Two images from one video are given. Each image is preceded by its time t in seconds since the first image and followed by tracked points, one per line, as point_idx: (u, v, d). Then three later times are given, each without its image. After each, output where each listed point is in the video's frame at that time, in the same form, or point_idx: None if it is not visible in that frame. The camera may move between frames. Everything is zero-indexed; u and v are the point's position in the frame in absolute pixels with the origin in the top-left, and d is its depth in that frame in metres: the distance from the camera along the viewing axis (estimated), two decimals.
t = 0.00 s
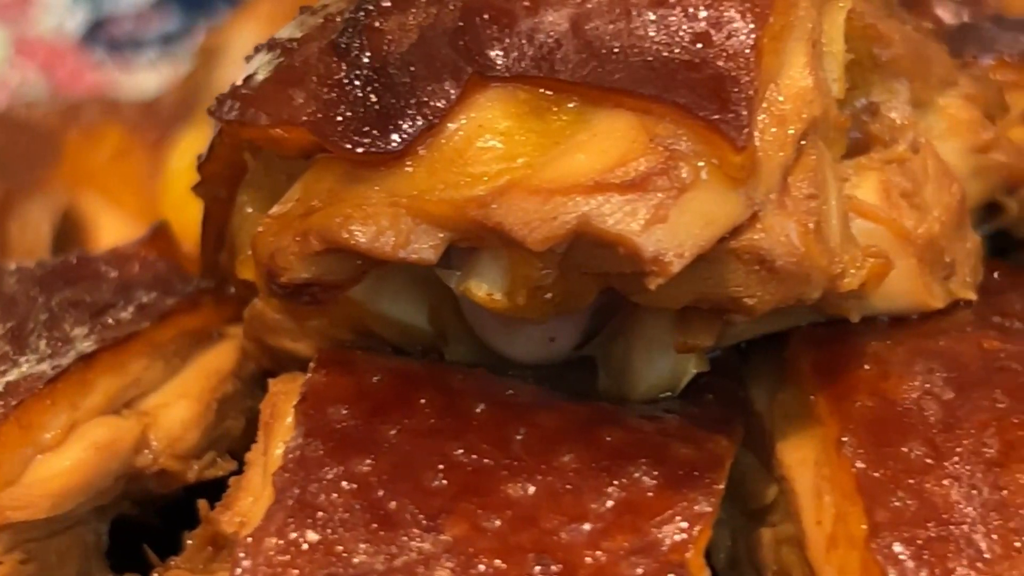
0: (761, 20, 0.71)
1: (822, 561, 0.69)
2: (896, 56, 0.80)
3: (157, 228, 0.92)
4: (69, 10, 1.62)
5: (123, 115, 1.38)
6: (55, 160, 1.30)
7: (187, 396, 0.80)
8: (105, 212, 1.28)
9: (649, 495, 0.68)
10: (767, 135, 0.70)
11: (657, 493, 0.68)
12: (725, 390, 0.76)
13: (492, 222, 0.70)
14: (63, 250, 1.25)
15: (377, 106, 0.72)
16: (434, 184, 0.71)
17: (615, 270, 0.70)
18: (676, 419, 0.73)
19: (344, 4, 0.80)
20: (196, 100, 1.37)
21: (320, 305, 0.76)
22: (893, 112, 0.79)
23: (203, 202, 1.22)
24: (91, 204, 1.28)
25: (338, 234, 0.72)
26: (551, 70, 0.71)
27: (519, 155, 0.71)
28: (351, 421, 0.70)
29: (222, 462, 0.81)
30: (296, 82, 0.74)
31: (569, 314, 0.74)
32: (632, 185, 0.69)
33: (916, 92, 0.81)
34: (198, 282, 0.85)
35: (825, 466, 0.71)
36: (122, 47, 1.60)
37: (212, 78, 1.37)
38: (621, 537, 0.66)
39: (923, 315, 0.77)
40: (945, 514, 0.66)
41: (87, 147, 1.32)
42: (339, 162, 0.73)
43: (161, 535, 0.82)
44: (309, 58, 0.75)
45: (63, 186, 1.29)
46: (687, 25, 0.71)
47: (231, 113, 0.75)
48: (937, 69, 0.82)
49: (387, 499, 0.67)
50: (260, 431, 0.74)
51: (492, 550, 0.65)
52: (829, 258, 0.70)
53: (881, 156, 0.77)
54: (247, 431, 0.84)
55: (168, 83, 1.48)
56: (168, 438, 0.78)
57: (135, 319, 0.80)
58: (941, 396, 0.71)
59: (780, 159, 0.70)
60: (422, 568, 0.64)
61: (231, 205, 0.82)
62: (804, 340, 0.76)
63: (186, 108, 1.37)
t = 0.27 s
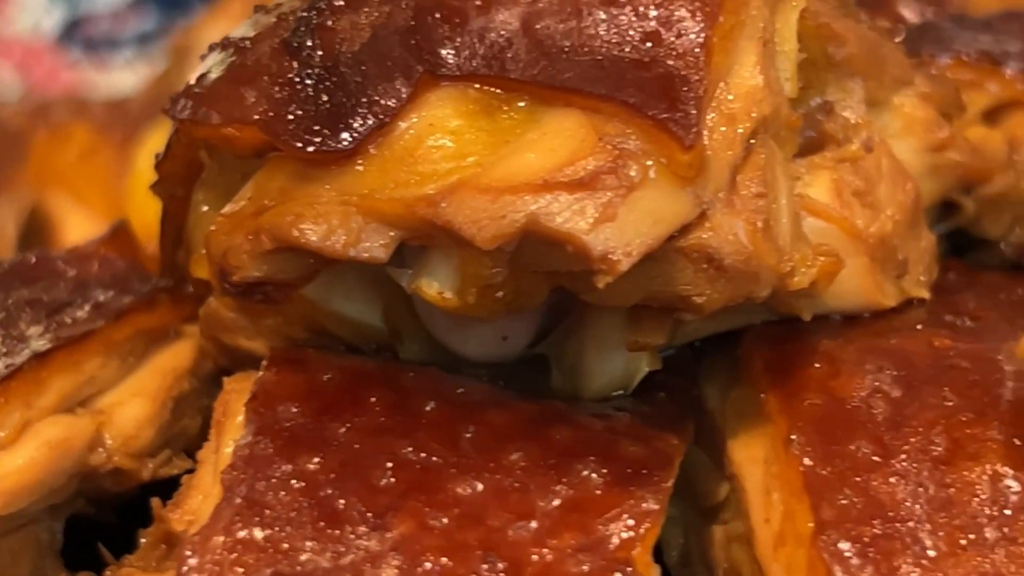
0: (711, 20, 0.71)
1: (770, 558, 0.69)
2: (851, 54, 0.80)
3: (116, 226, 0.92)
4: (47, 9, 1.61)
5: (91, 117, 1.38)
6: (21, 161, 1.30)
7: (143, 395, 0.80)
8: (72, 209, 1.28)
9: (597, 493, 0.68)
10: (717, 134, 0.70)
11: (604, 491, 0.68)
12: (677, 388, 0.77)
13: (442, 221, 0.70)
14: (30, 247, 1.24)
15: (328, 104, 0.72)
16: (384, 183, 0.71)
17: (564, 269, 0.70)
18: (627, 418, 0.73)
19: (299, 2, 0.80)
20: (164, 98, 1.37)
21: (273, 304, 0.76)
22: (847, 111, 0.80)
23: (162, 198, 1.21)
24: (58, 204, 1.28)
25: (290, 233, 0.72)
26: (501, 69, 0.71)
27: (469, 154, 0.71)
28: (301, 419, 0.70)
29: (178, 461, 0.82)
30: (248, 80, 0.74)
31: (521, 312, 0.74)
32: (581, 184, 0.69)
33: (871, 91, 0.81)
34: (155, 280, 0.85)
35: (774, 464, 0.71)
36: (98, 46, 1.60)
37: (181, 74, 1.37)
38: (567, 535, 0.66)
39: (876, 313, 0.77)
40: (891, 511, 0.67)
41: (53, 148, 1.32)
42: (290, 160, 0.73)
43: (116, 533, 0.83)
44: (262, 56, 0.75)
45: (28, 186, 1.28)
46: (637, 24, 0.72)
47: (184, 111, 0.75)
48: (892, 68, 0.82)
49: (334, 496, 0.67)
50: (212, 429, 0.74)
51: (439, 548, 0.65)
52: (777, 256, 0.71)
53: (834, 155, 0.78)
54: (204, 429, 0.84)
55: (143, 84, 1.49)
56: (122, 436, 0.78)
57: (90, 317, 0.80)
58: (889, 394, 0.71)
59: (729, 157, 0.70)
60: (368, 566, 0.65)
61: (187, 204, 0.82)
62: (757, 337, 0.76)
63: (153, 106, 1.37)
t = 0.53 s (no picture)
0: (660, 19, 0.72)
1: (717, 556, 0.69)
2: (805, 54, 0.80)
3: (76, 225, 0.92)
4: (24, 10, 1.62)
5: (59, 117, 1.39)
6: None
7: (97, 394, 0.81)
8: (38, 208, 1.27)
9: (543, 491, 0.68)
10: (665, 133, 0.70)
11: (551, 488, 0.68)
12: (628, 386, 0.77)
13: (391, 220, 0.70)
14: None
15: (278, 103, 0.72)
16: (333, 181, 0.71)
17: (512, 267, 0.71)
18: (576, 416, 0.73)
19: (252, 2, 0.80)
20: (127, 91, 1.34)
21: (225, 302, 0.76)
22: (800, 110, 0.80)
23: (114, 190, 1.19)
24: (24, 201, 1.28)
25: (240, 232, 0.72)
26: (450, 68, 0.71)
27: (419, 153, 0.71)
28: (249, 417, 0.70)
29: (132, 460, 0.82)
30: (199, 79, 0.74)
31: (471, 311, 0.74)
32: (528, 182, 0.69)
33: (825, 90, 0.81)
34: (112, 280, 0.85)
35: (722, 462, 0.71)
36: (74, 46, 1.60)
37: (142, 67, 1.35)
38: (513, 533, 0.66)
39: (827, 311, 0.77)
40: (835, 509, 0.67)
41: (23, 148, 1.34)
42: (240, 159, 0.73)
43: (69, 532, 0.83)
44: (213, 56, 0.75)
45: None
46: (586, 23, 0.72)
47: (136, 110, 0.75)
48: (846, 67, 0.82)
49: (280, 494, 0.67)
50: (163, 427, 0.74)
51: (384, 546, 0.65)
52: (725, 254, 0.71)
53: (786, 154, 0.78)
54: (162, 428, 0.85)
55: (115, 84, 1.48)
56: (75, 435, 0.79)
57: (44, 316, 0.81)
58: (836, 393, 0.72)
59: (677, 156, 0.70)
60: (313, 563, 0.65)
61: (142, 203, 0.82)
62: (707, 335, 0.76)
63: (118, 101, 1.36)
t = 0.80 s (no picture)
0: (607, 18, 0.72)
1: (662, 554, 0.69)
2: (757, 53, 0.80)
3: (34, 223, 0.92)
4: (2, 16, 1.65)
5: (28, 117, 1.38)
6: None
7: (51, 392, 0.81)
8: None
9: (488, 489, 0.68)
10: (611, 132, 0.71)
11: (496, 486, 0.68)
12: (579, 385, 0.78)
13: (337, 218, 0.70)
14: None
15: (226, 102, 0.72)
16: (282, 180, 0.71)
17: (459, 266, 0.71)
18: (525, 415, 0.73)
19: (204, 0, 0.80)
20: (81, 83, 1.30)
21: (177, 301, 0.77)
22: (752, 110, 0.80)
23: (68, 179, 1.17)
24: None
25: (188, 230, 0.72)
26: (399, 67, 0.71)
27: (366, 152, 0.71)
28: (196, 415, 0.71)
29: (84, 458, 0.82)
30: (149, 78, 0.74)
31: (421, 310, 0.74)
32: (474, 181, 0.69)
33: (777, 89, 0.82)
34: (68, 279, 0.86)
35: (669, 461, 0.72)
36: (48, 44, 1.59)
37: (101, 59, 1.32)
38: (457, 531, 0.66)
39: (777, 310, 0.77)
40: (779, 507, 0.67)
41: None
42: (190, 157, 0.73)
43: (24, 531, 0.84)
44: (163, 55, 0.75)
45: None
46: (534, 22, 0.72)
47: (85, 109, 0.75)
48: (799, 66, 0.82)
49: (225, 493, 0.67)
50: (113, 426, 0.74)
51: (327, 544, 0.66)
52: (671, 252, 0.71)
53: (737, 153, 0.78)
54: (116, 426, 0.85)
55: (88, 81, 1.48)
56: (27, 433, 0.79)
57: None
58: (782, 391, 0.72)
59: (624, 155, 0.71)
60: (256, 562, 0.65)
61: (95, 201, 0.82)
62: (657, 334, 0.77)
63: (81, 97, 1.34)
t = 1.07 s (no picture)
0: (557, 18, 0.72)
1: (610, 552, 0.70)
2: (712, 53, 0.81)
3: None
4: None
5: None
6: None
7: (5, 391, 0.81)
8: None
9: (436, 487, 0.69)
10: (561, 131, 0.71)
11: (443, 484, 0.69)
12: (532, 384, 0.78)
13: (287, 217, 0.70)
14: None
15: (177, 101, 0.72)
16: (232, 179, 0.71)
17: (408, 264, 0.71)
18: (475, 412, 0.74)
19: None
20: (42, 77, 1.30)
21: (130, 300, 0.77)
22: (707, 109, 0.80)
23: (15, 155, 1.15)
24: None
25: (139, 229, 0.72)
26: (349, 66, 0.71)
27: (316, 150, 0.71)
28: (146, 414, 0.71)
29: (37, 456, 0.82)
30: (101, 77, 0.74)
31: (372, 308, 0.74)
32: (423, 180, 0.69)
33: (731, 88, 0.82)
34: (25, 277, 0.86)
35: (618, 459, 0.72)
36: (22, 43, 1.59)
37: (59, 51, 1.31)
38: (404, 529, 0.67)
39: (729, 308, 0.78)
40: (726, 505, 0.67)
41: None
42: (141, 156, 0.73)
43: None
44: (115, 54, 0.75)
45: None
46: (484, 22, 0.72)
47: (38, 108, 0.75)
48: (754, 66, 0.83)
49: (172, 491, 0.67)
50: (64, 425, 0.74)
51: (274, 542, 0.66)
52: (620, 251, 0.71)
53: (691, 152, 0.78)
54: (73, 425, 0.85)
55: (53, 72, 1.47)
56: None
57: None
58: (731, 389, 0.72)
59: (573, 154, 0.71)
60: (202, 560, 0.65)
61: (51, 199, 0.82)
62: (610, 333, 0.77)
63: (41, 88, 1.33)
